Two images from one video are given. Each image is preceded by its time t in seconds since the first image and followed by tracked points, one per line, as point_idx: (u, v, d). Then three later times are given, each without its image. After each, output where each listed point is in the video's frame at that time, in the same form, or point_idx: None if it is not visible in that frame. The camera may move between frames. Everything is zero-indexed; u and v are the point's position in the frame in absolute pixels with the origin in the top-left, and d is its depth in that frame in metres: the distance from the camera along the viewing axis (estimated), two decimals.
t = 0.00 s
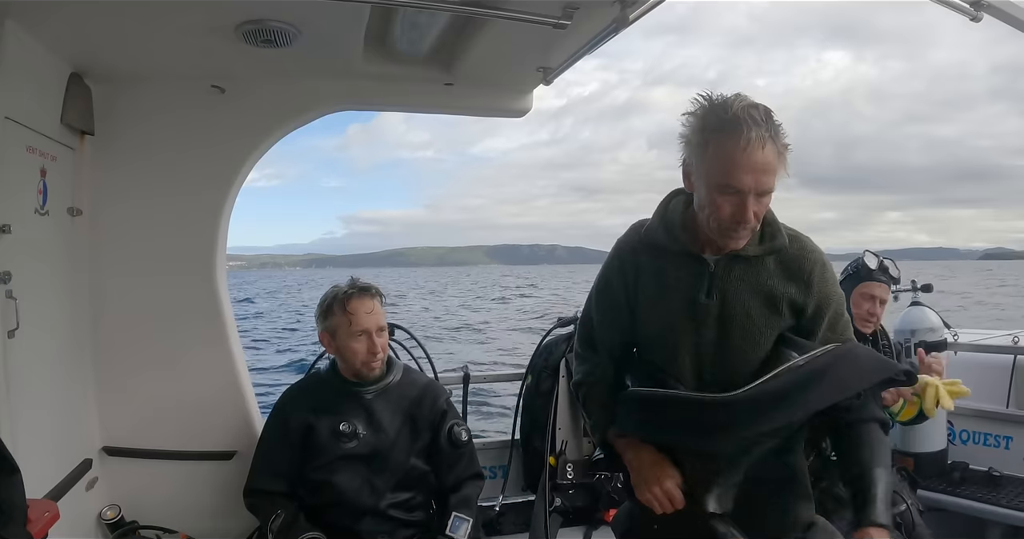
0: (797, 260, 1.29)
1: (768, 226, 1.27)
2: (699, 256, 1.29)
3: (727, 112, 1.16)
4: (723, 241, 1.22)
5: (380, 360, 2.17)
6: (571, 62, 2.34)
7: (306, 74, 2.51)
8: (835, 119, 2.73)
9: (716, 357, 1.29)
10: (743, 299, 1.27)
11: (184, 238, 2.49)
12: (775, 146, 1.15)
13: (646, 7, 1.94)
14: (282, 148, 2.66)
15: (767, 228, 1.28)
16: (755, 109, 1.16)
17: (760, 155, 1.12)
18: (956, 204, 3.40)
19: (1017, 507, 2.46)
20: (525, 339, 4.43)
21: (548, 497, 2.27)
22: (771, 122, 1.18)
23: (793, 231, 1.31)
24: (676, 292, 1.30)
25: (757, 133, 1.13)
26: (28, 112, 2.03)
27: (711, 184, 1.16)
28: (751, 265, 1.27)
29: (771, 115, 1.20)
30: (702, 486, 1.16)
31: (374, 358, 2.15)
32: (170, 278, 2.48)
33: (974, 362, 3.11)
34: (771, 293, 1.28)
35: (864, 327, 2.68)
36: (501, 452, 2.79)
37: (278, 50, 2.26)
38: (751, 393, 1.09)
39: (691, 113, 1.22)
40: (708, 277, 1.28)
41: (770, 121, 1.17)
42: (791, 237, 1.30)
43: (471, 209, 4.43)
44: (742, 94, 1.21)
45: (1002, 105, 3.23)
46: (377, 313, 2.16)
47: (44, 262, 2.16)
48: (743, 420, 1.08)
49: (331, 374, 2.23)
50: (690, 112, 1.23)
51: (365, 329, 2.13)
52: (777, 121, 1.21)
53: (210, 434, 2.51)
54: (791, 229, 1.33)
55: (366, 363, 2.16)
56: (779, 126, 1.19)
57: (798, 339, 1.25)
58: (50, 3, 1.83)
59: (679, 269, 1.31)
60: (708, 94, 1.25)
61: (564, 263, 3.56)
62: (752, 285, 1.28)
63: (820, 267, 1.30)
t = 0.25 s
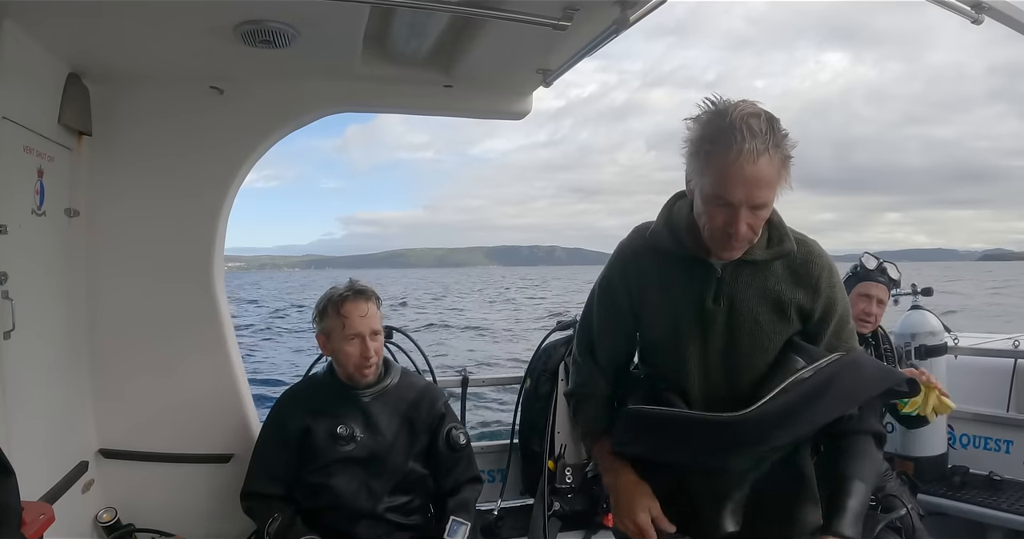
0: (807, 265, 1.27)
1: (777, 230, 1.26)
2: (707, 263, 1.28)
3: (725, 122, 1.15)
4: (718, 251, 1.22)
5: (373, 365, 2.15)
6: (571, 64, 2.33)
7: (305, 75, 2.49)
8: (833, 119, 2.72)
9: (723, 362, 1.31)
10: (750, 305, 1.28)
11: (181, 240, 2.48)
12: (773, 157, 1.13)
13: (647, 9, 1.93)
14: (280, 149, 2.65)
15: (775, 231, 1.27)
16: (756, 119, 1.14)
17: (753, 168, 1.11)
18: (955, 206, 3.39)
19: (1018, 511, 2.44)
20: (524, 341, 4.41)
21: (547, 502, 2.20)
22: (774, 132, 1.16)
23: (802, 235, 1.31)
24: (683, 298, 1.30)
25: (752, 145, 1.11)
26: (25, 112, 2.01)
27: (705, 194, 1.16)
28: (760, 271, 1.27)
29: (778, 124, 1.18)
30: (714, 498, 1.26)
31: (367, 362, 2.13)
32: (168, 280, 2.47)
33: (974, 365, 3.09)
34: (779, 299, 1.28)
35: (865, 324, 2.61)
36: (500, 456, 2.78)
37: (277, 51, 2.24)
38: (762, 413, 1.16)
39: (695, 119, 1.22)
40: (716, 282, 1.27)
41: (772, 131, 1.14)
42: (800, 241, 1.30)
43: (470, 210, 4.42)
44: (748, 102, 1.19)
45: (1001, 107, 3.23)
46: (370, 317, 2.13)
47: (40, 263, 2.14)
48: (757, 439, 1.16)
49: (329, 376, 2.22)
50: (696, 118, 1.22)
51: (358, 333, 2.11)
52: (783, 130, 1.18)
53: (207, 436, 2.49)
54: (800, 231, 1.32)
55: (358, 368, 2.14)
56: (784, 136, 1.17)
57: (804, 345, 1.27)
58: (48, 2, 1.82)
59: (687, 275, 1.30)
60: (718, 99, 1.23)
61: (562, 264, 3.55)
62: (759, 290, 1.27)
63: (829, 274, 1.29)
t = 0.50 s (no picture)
0: (813, 275, 1.34)
1: (784, 240, 1.31)
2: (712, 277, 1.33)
3: (732, 134, 1.18)
4: (724, 260, 1.27)
5: (374, 369, 2.14)
6: (575, 68, 2.32)
7: (307, 78, 2.49)
8: (834, 121, 2.73)
9: (729, 373, 1.36)
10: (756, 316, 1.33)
11: (183, 242, 2.47)
12: (779, 170, 1.16)
13: (651, 12, 1.93)
14: (281, 151, 2.65)
15: (783, 240, 1.33)
16: (763, 132, 1.17)
17: (759, 182, 1.14)
18: (956, 208, 3.40)
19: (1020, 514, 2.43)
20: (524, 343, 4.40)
21: (549, 504, 2.15)
22: (781, 143, 1.18)
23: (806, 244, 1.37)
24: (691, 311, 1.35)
25: (758, 159, 1.14)
26: (26, 114, 2.01)
27: (711, 207, 1.20)
28: (766, 283, 1.32)
29: (786, 134, 1.20)
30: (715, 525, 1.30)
31: (369, 366, 2.13)
32: (170, 282, 2.47)
33: (976, 368, 3.09)
34: (784, 309, 1.34)
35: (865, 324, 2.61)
36: (501, 459, 2.73)
37: (280, 53, 2.24)
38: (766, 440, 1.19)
39: (704, 128, 1.25)
40: (723, 295, 1.32)
41: (779, 143, 1.17)
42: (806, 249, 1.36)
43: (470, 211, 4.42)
44: (758, 111, 1.21)
45: (1001, 108, 3.23)
46: (372, 320, 2.13)
47: (42, 265, 2.14)
48: (756, 468, 1.20)
49: (331, 380, 2.22)
50: (704, 127, 1.25)
51: (359, 335, 2.11)
52: (792, 140, 1.20)
53: (209, 440, 2.49)
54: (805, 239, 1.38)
55: (361, 371, 2.14)
56: (791, 147, 1.19)
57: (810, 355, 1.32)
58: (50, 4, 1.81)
59: (693, 289, 1.36)
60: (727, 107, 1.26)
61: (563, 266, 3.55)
62: (765, 300, 1.33)
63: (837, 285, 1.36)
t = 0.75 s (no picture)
0: (812, 286, 1.37)
1: (785, 255, 1.34)
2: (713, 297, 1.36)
3: (735, 158, 1.19)
4: (729, 281, 1.30)
5: (375, 374, 2.16)
6: (575, 72, 2.34)
7: (309, 83, 2.50)
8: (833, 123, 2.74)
9: (731, 389, 1.40)
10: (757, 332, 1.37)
11: (185, 247, 2.48)
12: (783, 195, 1.18)
13: (652, 17, 1.95)
14: (286, 153, 2.66)
15: (784, 255, 1.35)
16: (766, 156, 1.19)
17: (763, 211, 1.17)
18: (955, 209, 3.42)
19: (1019, 515, 2.44)
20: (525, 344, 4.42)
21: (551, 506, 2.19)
22: (782, 165, 1.21)
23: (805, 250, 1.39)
24: (694, 328, 1.39)
25: (764, 185, 1.16)
26: (30, 120, 2.02)
27: (716, 232, 1.22)
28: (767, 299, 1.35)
29: (786, 155, 1.22)
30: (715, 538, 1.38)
31: (372, 370, 2.15)
32: (173, 287, 2.48)
33: (975, 368, 3.09)
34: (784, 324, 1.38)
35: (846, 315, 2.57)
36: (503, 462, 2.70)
37: (282, 59, 2.26)
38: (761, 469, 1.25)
39: (705, 150, 1.26)
40: (725, 313, 1.36)
41: (781, 167, 1.19)
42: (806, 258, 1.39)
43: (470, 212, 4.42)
44: (758, 133, 1.22)
45: (999, 110, 3.25)
46: (374, 325, 2.14)
47: (46, 270, 2.15)
48: (751, 494, 1.27)
49: (334, 384, 2.23)
50: (705, 149, 1.26)
51: (361, 341, 2.12)
52: (792, 161, 1.23)
53: (212, 444, 2.50)
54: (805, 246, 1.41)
55: (362, 376, 2.16)
56: (792, 168, 1.21)
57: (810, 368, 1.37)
58: (55, 11, 1.83)
59: (695, 307, 1.39)
60: (726, 127, 1.27)
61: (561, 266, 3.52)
62: (765, 316, 1.37)
63: (836, 295, 1.39)
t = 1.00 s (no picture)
0: (806, 303, 1.54)
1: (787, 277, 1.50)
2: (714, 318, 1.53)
3: (743, 184, 1.24)
4: (734, 301, 1.35)
5: (373, 377, 2.17)
6: (572, 74, 2.34)
7: (306, 86, 2.51)
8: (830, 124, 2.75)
9: (731, 398, 1.58)
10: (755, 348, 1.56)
11: (184, 250, 2.49)
12: (790, 219, 1.23)
13: (647, 20, 1.96)
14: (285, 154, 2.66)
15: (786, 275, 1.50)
16: (773, 181, 1.23)
17: (772, 237, 1.22)
18: (952, 209, 3.43)
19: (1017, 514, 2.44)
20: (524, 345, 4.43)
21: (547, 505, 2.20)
22: (788, 189, 1.26)
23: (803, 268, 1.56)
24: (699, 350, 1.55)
25: (772, 211, 1.21)
26: (29, 125, 2.03)
27: (724, 256, 1.27)
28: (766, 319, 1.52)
29: (792, 179, 1.27)
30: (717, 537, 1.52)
31: (369, 373, 2.16)
32: (171, 290, 2.49)
33: (975, 368, 3.08)
34: (781, 340, 1.56)
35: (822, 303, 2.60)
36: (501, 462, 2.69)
37: (280, 62, 2.26)
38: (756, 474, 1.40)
39: (712, 173, 1.31)
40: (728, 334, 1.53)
41: (789, 192, 1.24)
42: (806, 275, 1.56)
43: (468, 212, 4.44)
44: (766, 158, 1.27)
45: (995, 110, 3.26)
46: (372, 328, 2.15)
47: (45, 274, 2.16)
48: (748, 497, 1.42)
49: (332, 386, 2.24)
50: (713, 172, 1.31)
51: (358, 344, 2.13)
52: (798, 186, 1.28)
53: (212, 446, 2.51)
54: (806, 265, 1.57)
55: (360, 379, 2.17)
56: (797, 192, 1.27)
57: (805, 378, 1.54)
58: (52, 16, 1.83)
59: (696, 327, 1.55)
60: (734, 151, 1.32)
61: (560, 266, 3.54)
62: (764, 333, 1.55)
63: (831, 308, 1.57)
